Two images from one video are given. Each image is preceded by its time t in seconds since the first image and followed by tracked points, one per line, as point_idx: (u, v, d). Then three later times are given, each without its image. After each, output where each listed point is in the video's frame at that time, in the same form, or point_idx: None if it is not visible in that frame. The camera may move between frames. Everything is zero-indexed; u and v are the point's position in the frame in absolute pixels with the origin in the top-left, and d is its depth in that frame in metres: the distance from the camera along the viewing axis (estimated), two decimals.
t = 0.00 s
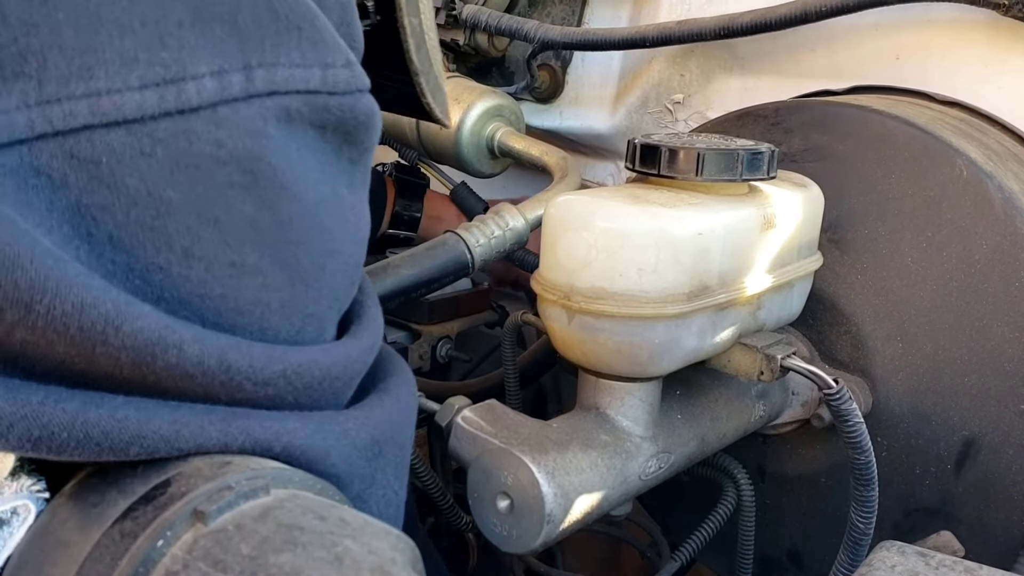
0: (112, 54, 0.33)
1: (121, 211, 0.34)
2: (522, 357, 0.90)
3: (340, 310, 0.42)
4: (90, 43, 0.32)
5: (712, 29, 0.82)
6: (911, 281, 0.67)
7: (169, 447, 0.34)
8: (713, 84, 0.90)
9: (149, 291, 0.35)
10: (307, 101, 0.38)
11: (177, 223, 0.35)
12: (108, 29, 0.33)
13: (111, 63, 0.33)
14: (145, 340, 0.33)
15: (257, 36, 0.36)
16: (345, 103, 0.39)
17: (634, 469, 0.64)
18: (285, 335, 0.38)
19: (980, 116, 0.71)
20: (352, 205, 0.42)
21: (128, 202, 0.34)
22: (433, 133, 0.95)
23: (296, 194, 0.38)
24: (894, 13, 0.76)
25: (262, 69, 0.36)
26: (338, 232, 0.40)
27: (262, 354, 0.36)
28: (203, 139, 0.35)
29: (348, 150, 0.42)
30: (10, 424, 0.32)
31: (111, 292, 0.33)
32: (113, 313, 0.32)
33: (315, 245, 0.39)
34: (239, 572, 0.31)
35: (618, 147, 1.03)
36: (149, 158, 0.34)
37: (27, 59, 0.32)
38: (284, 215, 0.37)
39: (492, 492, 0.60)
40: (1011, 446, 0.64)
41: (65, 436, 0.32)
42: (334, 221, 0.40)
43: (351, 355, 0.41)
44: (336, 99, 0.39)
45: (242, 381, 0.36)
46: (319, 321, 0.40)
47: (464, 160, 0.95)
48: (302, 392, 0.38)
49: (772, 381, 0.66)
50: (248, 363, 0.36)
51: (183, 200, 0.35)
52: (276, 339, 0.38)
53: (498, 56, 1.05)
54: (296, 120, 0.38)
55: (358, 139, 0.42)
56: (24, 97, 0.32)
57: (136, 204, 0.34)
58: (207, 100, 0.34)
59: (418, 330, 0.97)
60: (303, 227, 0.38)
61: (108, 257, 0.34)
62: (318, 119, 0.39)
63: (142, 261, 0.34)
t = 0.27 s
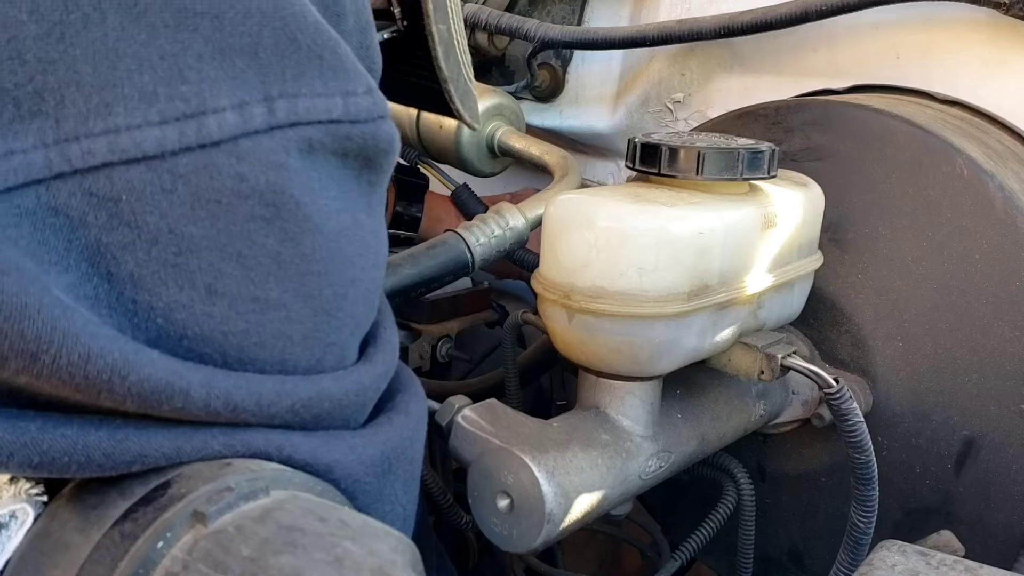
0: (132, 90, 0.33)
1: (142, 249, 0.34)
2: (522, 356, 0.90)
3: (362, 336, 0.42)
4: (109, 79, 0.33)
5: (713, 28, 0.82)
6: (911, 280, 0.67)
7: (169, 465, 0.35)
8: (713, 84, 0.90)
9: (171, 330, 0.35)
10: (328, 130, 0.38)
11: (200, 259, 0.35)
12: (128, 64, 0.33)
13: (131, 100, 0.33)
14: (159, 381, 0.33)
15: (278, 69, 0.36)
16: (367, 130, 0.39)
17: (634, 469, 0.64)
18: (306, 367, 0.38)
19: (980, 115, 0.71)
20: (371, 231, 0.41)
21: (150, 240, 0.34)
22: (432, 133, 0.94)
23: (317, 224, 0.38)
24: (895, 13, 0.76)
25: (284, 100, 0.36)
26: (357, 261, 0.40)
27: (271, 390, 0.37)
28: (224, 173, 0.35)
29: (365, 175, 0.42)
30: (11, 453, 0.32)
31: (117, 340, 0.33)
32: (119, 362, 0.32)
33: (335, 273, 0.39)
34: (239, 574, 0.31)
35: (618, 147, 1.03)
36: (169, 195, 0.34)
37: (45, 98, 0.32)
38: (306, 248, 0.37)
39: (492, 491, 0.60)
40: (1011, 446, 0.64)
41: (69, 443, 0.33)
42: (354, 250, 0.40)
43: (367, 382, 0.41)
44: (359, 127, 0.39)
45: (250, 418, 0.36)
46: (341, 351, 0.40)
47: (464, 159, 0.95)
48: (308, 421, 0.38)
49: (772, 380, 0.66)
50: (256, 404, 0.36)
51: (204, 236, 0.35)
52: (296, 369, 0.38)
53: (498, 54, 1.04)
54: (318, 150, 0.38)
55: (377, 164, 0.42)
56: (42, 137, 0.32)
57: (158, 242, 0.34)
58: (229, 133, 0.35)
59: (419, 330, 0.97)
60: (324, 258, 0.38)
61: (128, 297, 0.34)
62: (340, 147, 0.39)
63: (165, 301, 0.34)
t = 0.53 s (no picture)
0: (130, 87, 0.33)
1: (143, 246, 0.34)
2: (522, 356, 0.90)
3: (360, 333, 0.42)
4: (108, 77, 0.33)
5: (712, 28, 0.82)
6: (911, 280, 0.67)
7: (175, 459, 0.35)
8: (712, 84, 0.90)
9: (172, 327, 0.35)
10: (323, 126, 0.38)
11: (201, 256, 0.35)
12: (125, 62, 0.33)
13: (129, 97, 0.33)
14: (159, 375, 0.33)
15: (273, 65, 0.36)
16: (360, 127, 0.40)
17: (634, 469, 0.64)
18: (307, 365, 0.38)
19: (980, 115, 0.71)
20: (364, 229, 0.42)
21: (151, 236, 0.34)
22: (432, 133, 0.95)
23: (314, 221, 0.38)
24: (894, 13, 0.76)
25: (278, 96, 0.36)
26: (354, 258, 0.40)
27: (274, 387, 0.37)
28: (223, 169, 0.35)
29: (358, 173, 0.42)
30: (19, 445, 0.32)
31: (121, 334, 0.33)
32: (124, 355, 0.32)
33: (333, 271, 0.39)
34: (239, 573, 0.31)
35: (618, 147, 1.03)
36: (170, 191, 0.34)
37: (45, 96, 0.32)
38: (305, 244, 0.37)
39: (492, 491, 0.60)
40: (1011, 446, 0.64)
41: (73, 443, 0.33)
42: (351, 247, 0.40)
43: (367, 381, 0.41)
44: (352, 123, 0.39)
45: (253, 414, 0.37)
46: (340, 349, 0.40)
47: (464, 160, 0.95)
48: (308, 420, 0.39)
49: (772, 380, 0.66)
50: (260, 399, 0.36)
51: (204, 232, 0.35)
52: (297, 369, 0.38)
53: (498, 55, 1.04)
54: (312, 147, 0.38)
55: (368, 162, 0.42)
56: (43, 134, 0.32)
57: (159, 239, 0.34)
58: (225, 130, 0.35)
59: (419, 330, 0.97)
60: (323, 255, 0.38)
61: (130, 293, 0.34)
62: (334, 143, 0.39)
63: (166, 297, 0.35)
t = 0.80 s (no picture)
0: (150, 122, 0.35)
1: (167, 277, 0.36)
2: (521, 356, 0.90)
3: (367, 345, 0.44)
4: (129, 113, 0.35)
5: (713, 28, 0.82)
6: (910, 280, 0.67)
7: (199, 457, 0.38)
8: (712, 84, 0.90)
9: (194, 351, 0.37)
10: (331, 148, 0.39)
11: (221, 283, 0.37)
12: (145, 98, 0.35)
13: (149, 132, 0.35)
14: (181, 397, 0.36)
15: (284, 92, 0.38)
16: (365, 147, 0.41)
17: (634, 469, 0.64)
18: (322, 380, 0.41)
19: (979, 115, 0.71)
20: (369, 240, 0.43)
21: (174, 266, 0.36)
22: (433, 134, 0.96)
23: (325, 240, 0.40)
24: (894, 13, 0.76)
25: (291, 124, 0.38)
26: (362, 272, 0.42)
27: (293, 404, 0.40)
28: (241, 198, 0.37)
29: (364, 187, 0.43)
30: (53, 441, 0.35)
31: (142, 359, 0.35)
32: (145, 379, 0.35)
33: (344, 288, 0.41)
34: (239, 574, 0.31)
35: (617, 147, 1.03)
36: (191, 222, 0.36)
37: (68, 134, 0.34)
38: (318, 263, 0.39)
39: (491, 492, 0.60)
40: (1011, 446, 0.64)
41: (104, 451, 0.36)
42: (359, 262, 0.42)
43: (378, 393, 0.44)
44: (358, 143, 0.40)
45: (273, 430, 0.39)
46: (353, 361, 0.43)
47: (465, 160, 0.95)
48: (328, 434, 0.42)
49: (772, 380, 0.66)
50: (278, 415, 0.39)
51: (224, 259, 0.37)
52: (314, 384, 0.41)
53: (497, 54, 1.04)
54: (322, 168, 0.39)
55: (372, 176, 0.43)
56: (66, 171, 0.34)
57: (182, 269, 0.36)
58: (243, 159, 0.36)
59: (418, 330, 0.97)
60: (335, 274, 0.40)
61: (153, 322, 0.36)
62: (341, 163, 0.40)
63: (188, 324, 0.37)
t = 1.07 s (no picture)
0: (167, 139, 0.35)
1: (182, 290, 0.36)
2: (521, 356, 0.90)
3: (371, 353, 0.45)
4: (145, 129, 0.35)
5: (712, 28, 0.82)
6: (910, 280, 0.67)
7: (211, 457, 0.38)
8: (712, 84, 0.90)
9: (208, 362, 0.37)
10: (339, 161, 0.40)
11: (235, 296, 0.37)
12: (161, 115, 0.35)
13: (166, 149, 0.35)
14: (193, 406, 0.36)
15: (295, 107, 0.38)
16: (371, 158, 0.42)
17: (634, 469, 0.64)
18: (332, 389, 0.42)
19: (978, 116, 0.71)
20: (372, 250, 0.44)
21: (188, 280, 0.36)
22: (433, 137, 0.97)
23: (334, 252, 0.40)
24: (894, 14, 0.76)
25: (301, 137, 0.38)
26: (369, 282, 0.43)
27: (304, 412, 0.40)
28: (254, 213, 0.37)
29: (367, 196, 0.44)
30: (69, 438, 0.36)
31: (155, 371, 0.35)
32: (157, 392, 0.35)
33: (352, 299, 0.41)
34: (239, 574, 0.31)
35: (617, 147, 1.03)
36: (206, 237, 0.36)
37: (85, 150, 0.34)
38: (328, 275, 0.40)
39: (491, 492, 0.60)
40: (1011, 446, 0.64)
41: (120, 449, 0.37)
42: (366, 272, 0.43)
43: (384, 400, 0.45)
44: (364, 155, 0.41)
45: (283, 436, 0.40)
46: (358, 370, 0.43)
47: (465, 160, 0.95)
48: (336, 441, 0.42)
49: (771, 380, 0.66)
50: (289, 423, 0.39)
51: (239, 273, 0.37)
52: (324, 393, 0.41)
53: (497, 54, 1.04)
54: (330, 180, 0.40)
55: (376, 185, 0.44)
56: (83, 187, 0.33)
57: (196, 283, 0.36)
58: (257, 174, 0.37)
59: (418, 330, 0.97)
60: (344, 284, 0.41)
61: (168, 335, 0.36)
62: (348, 175, 0.41)
63: (202, 337, 0.37)
